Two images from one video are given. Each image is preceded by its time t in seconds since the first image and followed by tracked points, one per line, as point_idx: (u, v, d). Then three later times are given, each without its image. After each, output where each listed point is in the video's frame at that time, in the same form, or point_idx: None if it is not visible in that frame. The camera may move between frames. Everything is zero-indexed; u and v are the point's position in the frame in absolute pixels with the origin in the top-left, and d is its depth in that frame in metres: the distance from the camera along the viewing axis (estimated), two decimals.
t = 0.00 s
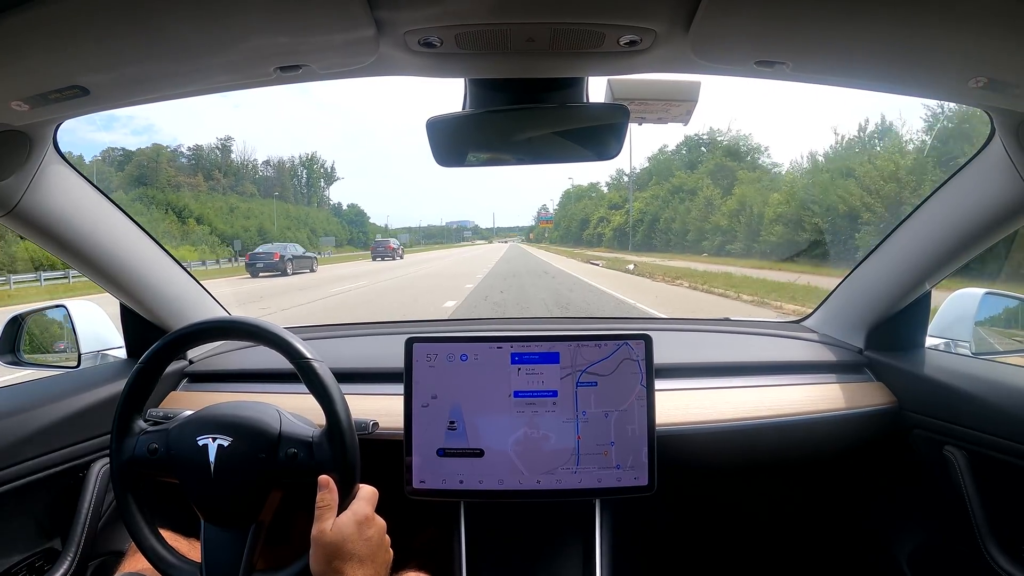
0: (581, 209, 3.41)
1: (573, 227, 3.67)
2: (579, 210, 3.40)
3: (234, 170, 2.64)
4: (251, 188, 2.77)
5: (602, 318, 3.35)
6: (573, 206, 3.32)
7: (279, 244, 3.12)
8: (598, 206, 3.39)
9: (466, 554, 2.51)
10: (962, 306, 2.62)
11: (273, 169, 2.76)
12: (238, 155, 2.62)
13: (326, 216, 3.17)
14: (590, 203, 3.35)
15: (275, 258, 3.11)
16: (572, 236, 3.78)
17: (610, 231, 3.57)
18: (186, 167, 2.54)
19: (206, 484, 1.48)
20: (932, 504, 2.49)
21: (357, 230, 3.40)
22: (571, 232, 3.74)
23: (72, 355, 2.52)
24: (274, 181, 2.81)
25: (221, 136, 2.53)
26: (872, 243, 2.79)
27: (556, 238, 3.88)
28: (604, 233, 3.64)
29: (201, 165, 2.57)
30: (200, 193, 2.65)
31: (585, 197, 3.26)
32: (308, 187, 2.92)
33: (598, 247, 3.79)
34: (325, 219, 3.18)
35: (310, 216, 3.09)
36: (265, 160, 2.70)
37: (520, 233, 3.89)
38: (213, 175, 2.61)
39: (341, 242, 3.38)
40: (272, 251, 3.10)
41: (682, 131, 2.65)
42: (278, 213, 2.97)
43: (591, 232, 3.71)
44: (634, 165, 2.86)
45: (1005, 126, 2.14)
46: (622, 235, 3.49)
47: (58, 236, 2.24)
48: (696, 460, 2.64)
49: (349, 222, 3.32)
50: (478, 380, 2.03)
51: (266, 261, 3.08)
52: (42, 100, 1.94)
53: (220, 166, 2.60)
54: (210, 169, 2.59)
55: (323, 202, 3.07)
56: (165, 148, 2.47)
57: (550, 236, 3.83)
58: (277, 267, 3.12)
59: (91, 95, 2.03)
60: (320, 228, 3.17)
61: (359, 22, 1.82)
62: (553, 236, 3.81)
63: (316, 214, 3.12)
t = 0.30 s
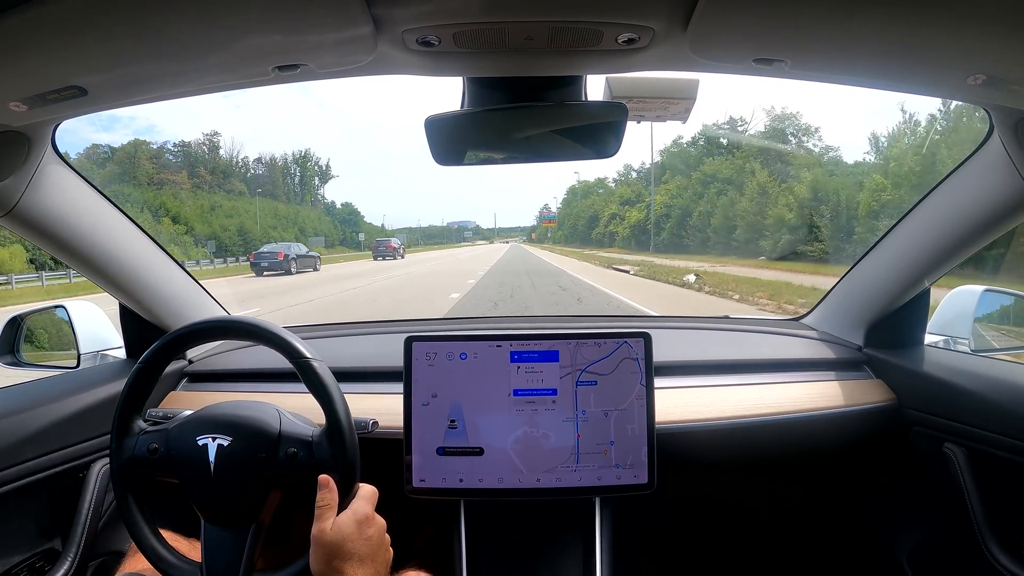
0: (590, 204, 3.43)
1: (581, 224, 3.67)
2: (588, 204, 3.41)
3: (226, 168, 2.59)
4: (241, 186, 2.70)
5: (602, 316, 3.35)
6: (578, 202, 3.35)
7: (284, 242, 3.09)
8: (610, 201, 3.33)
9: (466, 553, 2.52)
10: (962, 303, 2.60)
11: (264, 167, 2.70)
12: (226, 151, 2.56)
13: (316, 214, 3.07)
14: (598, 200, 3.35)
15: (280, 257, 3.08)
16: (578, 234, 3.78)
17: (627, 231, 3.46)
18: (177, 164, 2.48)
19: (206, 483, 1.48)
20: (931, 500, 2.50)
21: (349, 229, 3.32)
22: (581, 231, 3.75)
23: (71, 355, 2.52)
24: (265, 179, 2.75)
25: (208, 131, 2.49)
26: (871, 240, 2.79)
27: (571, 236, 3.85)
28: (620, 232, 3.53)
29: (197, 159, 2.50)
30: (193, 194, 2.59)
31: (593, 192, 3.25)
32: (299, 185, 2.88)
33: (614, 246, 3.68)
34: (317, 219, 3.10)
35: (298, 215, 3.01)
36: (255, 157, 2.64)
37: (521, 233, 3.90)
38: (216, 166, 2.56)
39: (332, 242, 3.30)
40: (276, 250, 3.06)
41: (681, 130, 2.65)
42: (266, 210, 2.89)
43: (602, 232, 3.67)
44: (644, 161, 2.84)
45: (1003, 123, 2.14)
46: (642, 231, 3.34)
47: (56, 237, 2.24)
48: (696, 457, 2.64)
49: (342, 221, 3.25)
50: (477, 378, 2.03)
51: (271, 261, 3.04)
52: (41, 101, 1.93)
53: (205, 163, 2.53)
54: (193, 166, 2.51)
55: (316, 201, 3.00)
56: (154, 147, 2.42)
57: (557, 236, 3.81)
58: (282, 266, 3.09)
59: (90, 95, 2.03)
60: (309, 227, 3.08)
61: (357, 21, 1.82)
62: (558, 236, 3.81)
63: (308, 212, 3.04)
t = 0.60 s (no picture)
0: (600, 201, 3.42)
1: (591, 223, 3.68)
2: (597, 201, 3.39)
3: (211, 172, 2.61)
4: (230, 184, 2.71)
5: (602, 316, 3.35)
6: (584, 198, 3.31)
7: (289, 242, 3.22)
8: (623, 196, 3.29)
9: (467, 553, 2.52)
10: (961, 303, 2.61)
11: (254, 164, 2.71)
12: (214, 149, 2.56)
13: (309, 214, 3.06)
14: (612, 197, 3.34)
15: (285, 256, 3.21)
16: (582, 229, 3.79)
17: (653, 229, 3.31)
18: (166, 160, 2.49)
19: (206, 484, 1.48)
20: (931, 500, 2.50)
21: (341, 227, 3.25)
22: (592, 228, 3.75)
23: (71, 355, 2.51)
24: (255, 177, 2.75)
25: (191, 126, 2.48)
26: (870, 240, 2.79)
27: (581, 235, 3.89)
28: (637, 230, 3.44)
29: (194, 161, 2.53)
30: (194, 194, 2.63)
31: (601, 188, 3.20)
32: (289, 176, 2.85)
33: (631, 247, 3.60)
34: (308, 221, 3.09)
35: (284, 214, 3.00)
36: (245, 155, 2.65)
37: (523, 233, 3.90)
38: (218, 174, 2.63)
39: (324, 242, 3.30)
40: (281, 250, 3.20)
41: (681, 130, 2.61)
42: (254, 209, 2.89)
43: (613, 230, 3.64)
44: (654, 156, 2.86)
45: (1003, 122, 2.14)
46: (670, 224, 3.19)
47: (56, 238, 2.24)
48: (696, 457, 2.64)
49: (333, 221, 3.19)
50: (477, 379, 2.03)
51: (276, 260, 3.18)
52: (40, 102, 1.93)
53: (192, 158, 2.52)
54: (178, 161, 2.51)
55: (309, 200, 3.01)
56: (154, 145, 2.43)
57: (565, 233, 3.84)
58: (287, 265, 3.23)
59: (90, 96, 2.03)
60: (297, 227, 3.08)
61: (355, 22, 1.82)
62: (566, 233, 3.84)
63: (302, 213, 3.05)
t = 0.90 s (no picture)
0: (613, 194, 3.25)
1: (602, 220, 3.52)
2: (608, 194, 3.25)
3: (217, 172, 2.60)
4: (219, 182, 2.65)
5: (604, 315, 3.35)
6: (591, 193, 3.25)
7: (292, 242, 3.15)
8: (645, 188, 3.05)
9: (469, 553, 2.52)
10: (962, 302, 2.61)
11: (244, 162, 2.63)
12: (203, 142, 2.53)
13: (300, 213, 2.98)
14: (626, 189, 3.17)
15: (289, 256, 3.16)
16: (587, 225, 3.65)
17: (686, 225, 3.06)
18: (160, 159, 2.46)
19: (208, 484, 1.48)
20: (934, 499, 2.50)
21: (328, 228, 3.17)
22: (602, 224, 3.57)
23: (72, 353, 2.51)
24: (244, 175, 2.67)
25: (177, 121, 2.45)
26: (872, 239, 2.79)
27: (588, 233, 3.76)
28: (659, 228, 3.21)
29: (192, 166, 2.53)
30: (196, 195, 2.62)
31: (611, 182, 3.10)
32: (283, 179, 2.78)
33: (651, 249, 3.37)
34: (295, 219, 3.00)
35: (270, 212, 2.89)
36: (235, 151, 2.59)
37: (525, 233, 3.88)
38: (208, 175, 2.60)
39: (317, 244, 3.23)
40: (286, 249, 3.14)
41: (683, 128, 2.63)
42: (237, 207, 2.78)
43: (627, 228, 3.45)
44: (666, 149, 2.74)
45: (1005, 120, 2.13)
46: (711, 218, 2.99)
47: (58, 237, 2.24)
48: (698, 456, 2.64)
49: (324, 220, 3.14)
50: (480, 378, 2.03)
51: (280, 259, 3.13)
52: (42, 103, 1.93)
53: (175, 155, 2.48)
54: (160, 157, 2.46)
55: (301, 198, 2.92)
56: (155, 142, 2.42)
57: (572, 226, 3.69)
58: (291, 265, 3.18)
59: (92, 97, 2.03)
60: (283, 226, 2.98)
61: (355, 21, 1.82)
62: (576, 229, 3.70)
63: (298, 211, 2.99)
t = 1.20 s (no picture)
0: (631, 187, 2.98)
1: (615, 217, 3.28)
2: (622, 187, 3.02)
3: (211, 173, 2.62)
4: (203, 180, 2.62)
5: (605, 315, 3.35)
6: (599, 189, 3.10)
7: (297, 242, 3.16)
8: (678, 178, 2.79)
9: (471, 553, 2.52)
10: (965, 301, 2.60)
11: (232, 159, 2.62)
12: (184, 137, 2.47)
13: (288, 212, 2.93)
14: (645, 177, 2.94)
15: (293, 256, 3.17)
16: (598, 220, 3.42)
17: (741, 219, 2.84)
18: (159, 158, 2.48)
19: (210, 483, 1.48)
20: (936, 498, 2.49)
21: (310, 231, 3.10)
22: (616, 220, 3.32)
23: (72, 352, 2.50)
24: (232, 174, 2.66)
25: (156, 115, 2.38)
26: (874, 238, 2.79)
27: (596, 232, 3.54)
28: (692, 225, 2.96)
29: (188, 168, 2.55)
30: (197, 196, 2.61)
31: (621, 177, 2.97)
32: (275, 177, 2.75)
33: (680, 249, 3.12)
34: (286, 220, 2.95)
35: (254, 211, 2.86)
36: (222, 148, 2.57)
37: (527, 233, 3.88)
38: (201, 175, 2.61)
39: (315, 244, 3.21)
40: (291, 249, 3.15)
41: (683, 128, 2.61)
42: (222, 206, 2.74)
43: (647, 227, 3.18)
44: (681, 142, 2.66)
45: (1007, 119, 2.13)
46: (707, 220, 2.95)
47: (61, 238, 2.25)
48: (700, 456, 2.64)
49: (315, 220, 3.06)
50: (482, 378, 2.03)
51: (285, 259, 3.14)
52: (43, 103, 1.94)
53: (157, 152, 2.46)
54: (141, 155, 2.43)
55: (293, 197, 2.88)
56: (158, 144, 2.44)
57: (581, 221, 3.45)
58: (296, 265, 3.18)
59: (93, 97, 2.03)
60: (267, 224, 2.92)
61: (357, 20, 1.82)
62: (589, 221, 3.45)
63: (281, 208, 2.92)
